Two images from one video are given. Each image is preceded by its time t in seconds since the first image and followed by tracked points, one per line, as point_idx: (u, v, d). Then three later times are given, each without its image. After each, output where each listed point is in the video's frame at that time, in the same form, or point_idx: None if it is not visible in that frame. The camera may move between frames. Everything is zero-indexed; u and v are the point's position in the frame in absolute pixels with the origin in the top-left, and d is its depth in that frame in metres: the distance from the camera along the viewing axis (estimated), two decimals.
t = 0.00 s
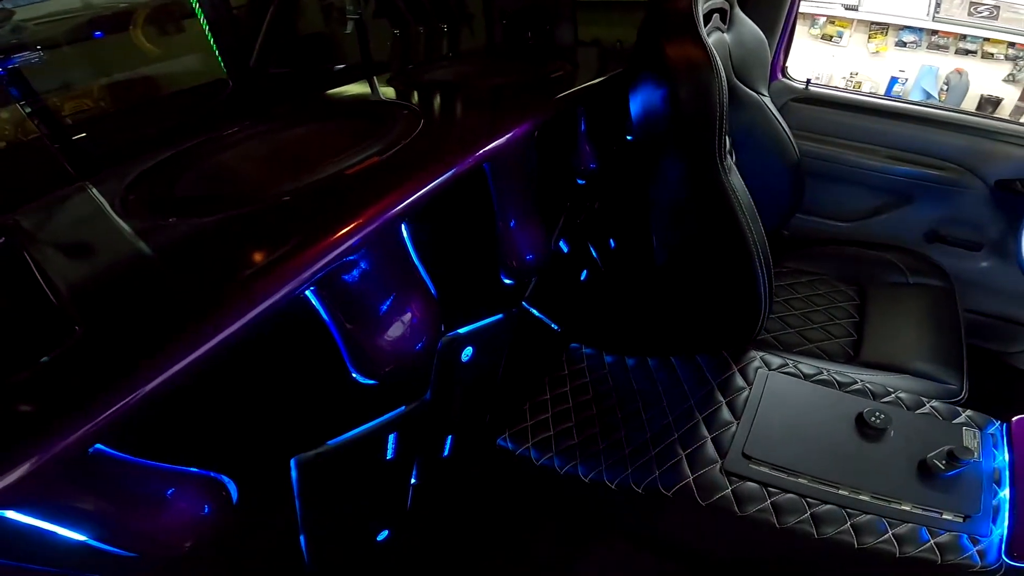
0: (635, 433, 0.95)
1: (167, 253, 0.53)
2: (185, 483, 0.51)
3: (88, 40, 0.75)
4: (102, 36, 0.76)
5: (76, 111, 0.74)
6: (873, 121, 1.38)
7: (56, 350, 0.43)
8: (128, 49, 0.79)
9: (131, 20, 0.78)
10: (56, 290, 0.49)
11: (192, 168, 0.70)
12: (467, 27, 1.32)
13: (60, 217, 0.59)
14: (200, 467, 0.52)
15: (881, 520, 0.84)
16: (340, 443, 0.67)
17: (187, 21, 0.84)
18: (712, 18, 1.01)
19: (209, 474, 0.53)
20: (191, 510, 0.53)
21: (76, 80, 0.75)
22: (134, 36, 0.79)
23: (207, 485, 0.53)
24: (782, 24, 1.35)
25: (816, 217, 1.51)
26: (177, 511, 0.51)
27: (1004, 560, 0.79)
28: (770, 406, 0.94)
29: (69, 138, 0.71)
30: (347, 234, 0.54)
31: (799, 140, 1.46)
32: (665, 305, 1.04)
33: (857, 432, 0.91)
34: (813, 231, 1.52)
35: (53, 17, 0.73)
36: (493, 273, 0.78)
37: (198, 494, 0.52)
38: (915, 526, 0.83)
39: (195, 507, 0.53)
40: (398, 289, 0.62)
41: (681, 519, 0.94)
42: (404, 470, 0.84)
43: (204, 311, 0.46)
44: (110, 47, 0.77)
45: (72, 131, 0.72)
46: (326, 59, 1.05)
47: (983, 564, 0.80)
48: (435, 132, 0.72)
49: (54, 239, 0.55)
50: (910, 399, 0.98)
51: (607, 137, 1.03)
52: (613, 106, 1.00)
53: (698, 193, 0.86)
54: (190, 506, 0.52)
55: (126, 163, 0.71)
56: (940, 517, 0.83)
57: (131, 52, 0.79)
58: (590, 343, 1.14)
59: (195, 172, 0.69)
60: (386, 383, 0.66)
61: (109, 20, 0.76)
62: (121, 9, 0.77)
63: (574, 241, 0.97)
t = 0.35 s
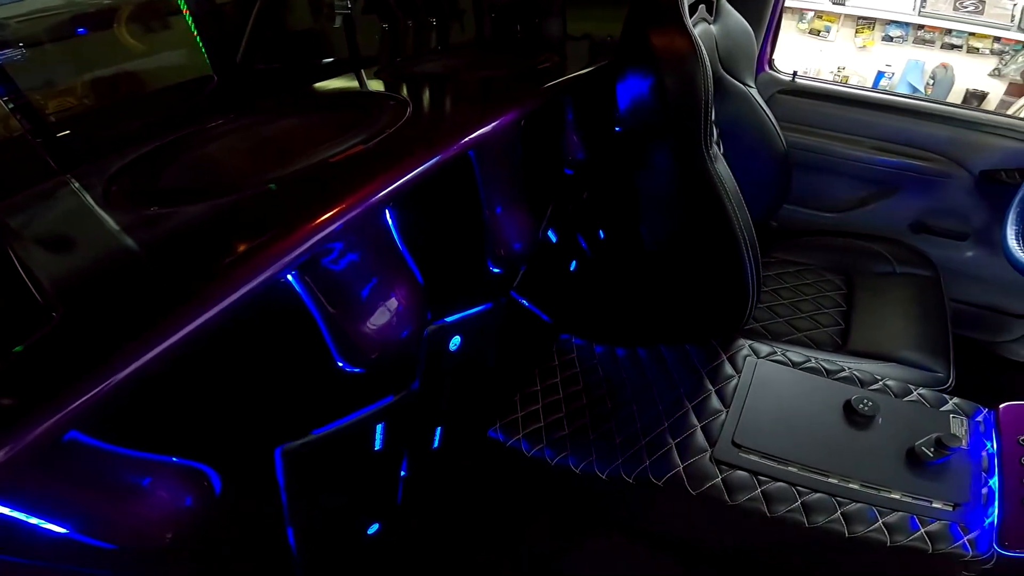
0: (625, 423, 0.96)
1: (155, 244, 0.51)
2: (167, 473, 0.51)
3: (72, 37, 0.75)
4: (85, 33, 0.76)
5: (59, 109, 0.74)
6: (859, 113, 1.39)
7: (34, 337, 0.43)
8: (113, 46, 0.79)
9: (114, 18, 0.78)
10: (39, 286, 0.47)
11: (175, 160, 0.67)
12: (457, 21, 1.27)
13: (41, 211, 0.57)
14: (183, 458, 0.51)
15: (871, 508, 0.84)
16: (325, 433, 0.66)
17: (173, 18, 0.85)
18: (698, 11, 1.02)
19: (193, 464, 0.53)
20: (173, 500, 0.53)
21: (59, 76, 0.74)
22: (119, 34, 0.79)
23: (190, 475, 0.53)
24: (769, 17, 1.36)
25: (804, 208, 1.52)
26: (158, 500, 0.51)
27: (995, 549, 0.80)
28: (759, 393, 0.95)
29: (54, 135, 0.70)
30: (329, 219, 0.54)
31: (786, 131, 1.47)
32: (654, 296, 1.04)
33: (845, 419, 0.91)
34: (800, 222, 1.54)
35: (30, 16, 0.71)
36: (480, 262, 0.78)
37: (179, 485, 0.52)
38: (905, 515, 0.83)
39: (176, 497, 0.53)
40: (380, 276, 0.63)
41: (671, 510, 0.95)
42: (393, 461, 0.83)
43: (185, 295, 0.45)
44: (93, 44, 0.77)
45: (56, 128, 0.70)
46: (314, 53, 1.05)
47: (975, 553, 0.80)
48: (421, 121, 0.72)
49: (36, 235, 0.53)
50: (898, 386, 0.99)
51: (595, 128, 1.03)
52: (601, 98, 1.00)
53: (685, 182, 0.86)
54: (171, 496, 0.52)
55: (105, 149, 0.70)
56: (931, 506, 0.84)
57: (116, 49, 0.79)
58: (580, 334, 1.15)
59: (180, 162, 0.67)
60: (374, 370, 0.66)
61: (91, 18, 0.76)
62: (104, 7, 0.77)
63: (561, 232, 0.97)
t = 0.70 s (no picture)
0: (616, 413, 0.96)
1: (130, 229, 0.50)
2: (143, 464, 0.50)
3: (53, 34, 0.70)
4: (66, 29, 0.71)
5: (43, 107, 0.69)
6: (846, 103, 1.39)
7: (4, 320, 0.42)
8: (94, 39, 0.74)
9: (97, 15, 0.74)
10: (21, 285, 0.45)
11: (163, 147, 0.65)
12: (445, 15, 1.23)
13: (12, 198, 0.55)
14: (159, 447, 0.51)
15: (862, 495, 0.84)
16: (308, 421, 0.65)
17: (157, 15, 0.81)
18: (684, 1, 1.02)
19: (170, 454, 0.52)
20: (150, 493, 0.52)
21: (41, 73, 0.69)
22: (99, 28, 0.74)
23: (167, 465, 0.53)
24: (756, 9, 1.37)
25: (791, 197, 1.53)
26: (133, 492, 0.51)
27: (989, 538, 0.80)
28: (748, 379, 0.95)
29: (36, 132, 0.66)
30: (307, 201, 0.53)
31: (773, 122, 1.47)
32: (644, 285, 1.04)
33: (835, 405, 0.91)
34: (788, 211, 1.54)
35: (14, 10, 0.67)
36: (466, 248, 0.77)
37: (156, 476, 0.52)
38: (897, 503, 0.84)
39: (152, 489, 0.53)
40: (360, 258, 0.62)
41: (662, 500, 0.94)
42: (381, 451, 0.83)
43: (165, 277, 0.45)
44: (74, 40, 0.72)
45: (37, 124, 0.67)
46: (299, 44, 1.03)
47: (969, 542, 0.80)
48: (405, 106, 0.71)
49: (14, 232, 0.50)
50: (887, 371, 0.99)
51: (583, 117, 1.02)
52: (588, 87, 1.00)
53: (672, 170, 0.86)
54: (147, 488, 0.52)
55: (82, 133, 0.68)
56: (923, 494, 0.84)
57: (96, 43, 0.74)
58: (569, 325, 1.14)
59: (167, 149, 0.64)
60: (359, 355, 0.66)
61: (75, 15, 0.72)
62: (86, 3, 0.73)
63: (548, 219, 0.97)
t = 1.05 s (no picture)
0: (606, 404, 0.96)
1: (113, 223, 0.49)
2: (125, 456, 0.51)
3: (35, 32, 0.69)
4: (48, 27, 0.70)
5: (26, 106, 0.68)
6: (833, 97, 1.40)
7: None
8: (77, 37, 0.72)
9: (80, 13, 0.73)
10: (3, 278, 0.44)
11: (144, 141, 0.64)
12: (434, 11, 1.20)
13: None
14: (142, 439, 0.52)
15: (851, 486, 0.85)
16: (294, 413, 0.66)
17: (142, 12, 0.78)
18: None
19: (152, 447, 0.53)
20: (130, 487, 0.53)
21: (25, 71, 0.68)
22: (83, 26, 0.73)
23: (149, 458, 0.53)
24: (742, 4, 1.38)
25: (778, 190, 1.54)
26: (115, 484, 0.52)
27: (977, 528, 0.82)
28: (737, 370, 0.95)
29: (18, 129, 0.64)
30: (290, 189, 0.53)
31: (761, 116, 1.48)
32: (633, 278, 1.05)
33: (823, 395, 0.92)
34: (776, 204, 1.56)
35: None
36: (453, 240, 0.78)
37: (138, 469, 0.53)
38: (885, 493, 0.85)
39: (134, 481, 0.53)
40: (346, 248, 0.62)
41: (653, 492, 0.95)
42: (371, 443, 0.83)
43: (151, 267, 0.44)
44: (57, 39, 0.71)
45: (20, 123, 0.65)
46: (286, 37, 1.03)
47: (957, 532, 0.81)
48: (391, 97, 0.71)
49: None
50: (873, 360, 1.00)
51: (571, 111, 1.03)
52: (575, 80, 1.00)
53: (659, 163, 0.87)
54: (128, 480, 0.53)
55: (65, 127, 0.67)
56: (911, 484, 0.85)
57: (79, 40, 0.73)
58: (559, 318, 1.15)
59: (149, 143, 0.63)
60: (346, 345, 0.66)
61: (58, 14, 0.71)
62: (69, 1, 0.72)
63: (536, 213, 0.97)
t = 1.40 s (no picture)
0: (595, 392, 0.96)
1: (94, 212, 0.48)
2: (98, 445, 0.50)
3: (17, 29, 0.68)
4: (30, 23, 0.69)
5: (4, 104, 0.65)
6: (819, 89, 1.41)
7: None
8: (59, 34, 0.71)
9: (62, 11, 0.72)
10: None
11: (124, 131, 0.63)
12: (423, 5, 1.20)
13: None
14: (114, 428, 0.51)
15: (843, 475, 0.86)
16: (273, 404, 0.65)
17: (126, 9, 0.76)
18: None
19: (125, 435, 0.52)
20: (104, 479, 0.52)
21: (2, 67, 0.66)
22: (66, 24, 0.72)
23: (121, 447, 0.53)
24: None
25: (765, 180, 1.56)
26: (87, 476, 0.51)
27: (969, 518, 0.83)
28: (726, 357, 0.96)
29: None
30: (269, 172, 0.53)
31: (748, 107, 1.49)
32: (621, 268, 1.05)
33: (812, 383, 0.92)
34: (763, 194, 1.58)
35: None
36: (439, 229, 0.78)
37: (111, 458, 0.52)
38: (876, 482, 0.85)
39: (109, 473, 0.53)
40: (328, 233, 0.62)
41: (643, 481, 0.95)
42: (358, 433, 0.83)
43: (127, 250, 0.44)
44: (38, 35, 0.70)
45: None
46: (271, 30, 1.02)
47: (948, 522, 0.82)
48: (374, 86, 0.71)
49: None
50: (861, 348, 1.01)
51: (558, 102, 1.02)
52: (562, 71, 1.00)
53: (645, 151, 0.87)
54: (103, 471, 0.52)
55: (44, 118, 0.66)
56: (902, 472, 0.85)
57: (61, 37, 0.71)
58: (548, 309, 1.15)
59: (129, 133, 0.63)
60: (331, 333, 0.66)
61: (39, 11, 0.71)
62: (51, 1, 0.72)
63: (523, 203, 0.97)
